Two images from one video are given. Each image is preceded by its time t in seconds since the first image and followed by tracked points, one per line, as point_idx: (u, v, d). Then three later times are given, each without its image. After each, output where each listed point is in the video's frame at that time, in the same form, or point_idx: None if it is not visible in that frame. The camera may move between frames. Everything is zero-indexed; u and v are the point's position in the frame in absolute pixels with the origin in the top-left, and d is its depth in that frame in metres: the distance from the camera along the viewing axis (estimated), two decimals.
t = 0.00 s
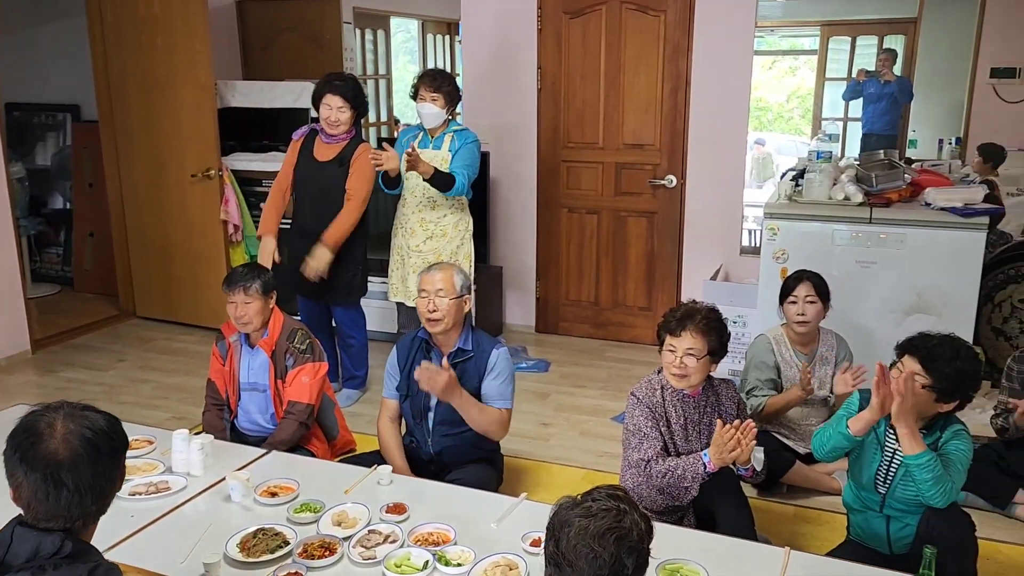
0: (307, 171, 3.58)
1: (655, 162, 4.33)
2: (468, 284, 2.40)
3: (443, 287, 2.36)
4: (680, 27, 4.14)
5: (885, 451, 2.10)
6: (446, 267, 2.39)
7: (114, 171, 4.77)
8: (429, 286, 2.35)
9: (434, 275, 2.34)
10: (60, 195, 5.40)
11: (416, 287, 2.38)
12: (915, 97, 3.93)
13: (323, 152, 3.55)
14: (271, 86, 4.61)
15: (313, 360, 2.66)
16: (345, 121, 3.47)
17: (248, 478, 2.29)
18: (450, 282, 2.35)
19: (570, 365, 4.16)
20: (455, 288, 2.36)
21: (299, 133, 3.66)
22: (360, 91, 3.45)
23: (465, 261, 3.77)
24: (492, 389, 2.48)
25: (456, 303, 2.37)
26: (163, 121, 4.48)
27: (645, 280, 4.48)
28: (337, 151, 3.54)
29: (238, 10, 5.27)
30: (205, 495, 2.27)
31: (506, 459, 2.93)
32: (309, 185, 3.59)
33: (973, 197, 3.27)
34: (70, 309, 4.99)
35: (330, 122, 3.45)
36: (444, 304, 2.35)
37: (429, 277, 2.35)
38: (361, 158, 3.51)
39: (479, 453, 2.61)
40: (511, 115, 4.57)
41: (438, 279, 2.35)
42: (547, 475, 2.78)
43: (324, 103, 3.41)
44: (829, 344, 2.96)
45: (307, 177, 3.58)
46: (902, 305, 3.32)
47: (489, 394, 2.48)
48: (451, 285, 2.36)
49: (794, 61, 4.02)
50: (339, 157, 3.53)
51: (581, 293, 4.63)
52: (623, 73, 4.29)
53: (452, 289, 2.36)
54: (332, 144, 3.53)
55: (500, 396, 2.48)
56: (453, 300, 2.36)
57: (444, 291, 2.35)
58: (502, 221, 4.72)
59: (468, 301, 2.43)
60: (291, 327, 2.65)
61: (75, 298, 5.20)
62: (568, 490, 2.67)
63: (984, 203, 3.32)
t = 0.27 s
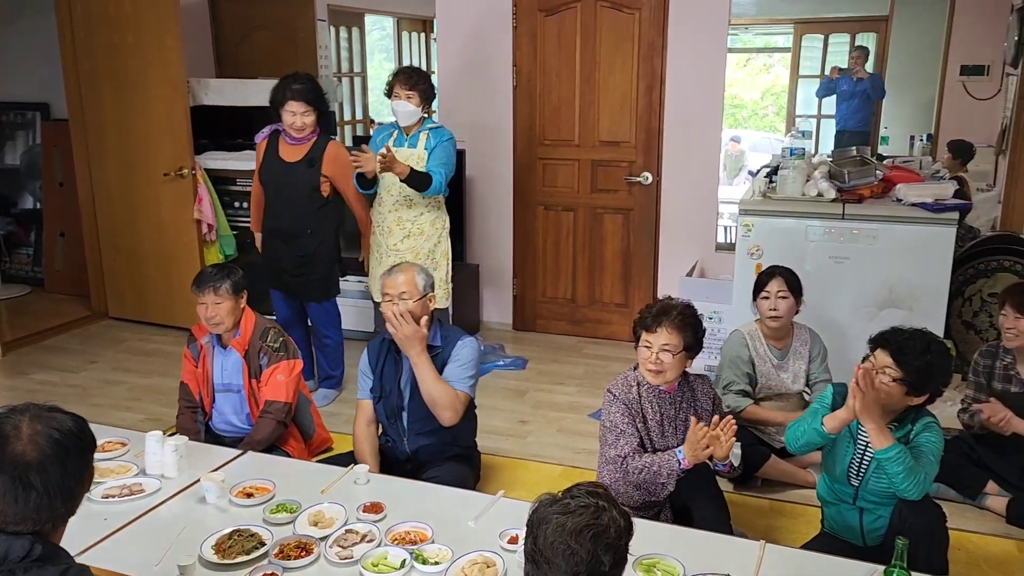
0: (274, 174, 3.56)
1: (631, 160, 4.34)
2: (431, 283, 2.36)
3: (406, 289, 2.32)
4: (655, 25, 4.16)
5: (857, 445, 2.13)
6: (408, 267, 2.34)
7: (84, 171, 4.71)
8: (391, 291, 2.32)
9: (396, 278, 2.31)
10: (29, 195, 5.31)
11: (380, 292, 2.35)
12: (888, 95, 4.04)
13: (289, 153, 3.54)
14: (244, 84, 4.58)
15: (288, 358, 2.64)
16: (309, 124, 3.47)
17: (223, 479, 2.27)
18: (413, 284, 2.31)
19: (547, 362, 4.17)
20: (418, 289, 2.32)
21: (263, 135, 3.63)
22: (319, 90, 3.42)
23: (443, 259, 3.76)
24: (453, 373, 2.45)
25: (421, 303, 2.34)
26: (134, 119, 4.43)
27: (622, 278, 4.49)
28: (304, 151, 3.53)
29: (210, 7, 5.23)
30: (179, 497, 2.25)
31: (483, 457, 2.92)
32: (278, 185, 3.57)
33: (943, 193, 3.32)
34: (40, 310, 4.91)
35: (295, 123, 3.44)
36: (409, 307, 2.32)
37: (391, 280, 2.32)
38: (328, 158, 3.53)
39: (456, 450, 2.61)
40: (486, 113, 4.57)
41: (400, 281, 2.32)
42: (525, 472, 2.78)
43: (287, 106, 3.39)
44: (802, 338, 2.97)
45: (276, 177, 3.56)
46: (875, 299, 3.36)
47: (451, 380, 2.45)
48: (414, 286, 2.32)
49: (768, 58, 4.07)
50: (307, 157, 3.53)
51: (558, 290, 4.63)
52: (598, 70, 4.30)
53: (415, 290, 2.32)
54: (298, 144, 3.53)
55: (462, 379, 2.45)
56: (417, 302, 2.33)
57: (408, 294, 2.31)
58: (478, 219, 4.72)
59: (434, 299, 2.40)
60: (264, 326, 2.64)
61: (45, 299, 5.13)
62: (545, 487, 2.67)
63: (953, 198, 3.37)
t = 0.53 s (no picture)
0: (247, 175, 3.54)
1: (610, 156, 4.35)
2: (403, 279, 2.36)
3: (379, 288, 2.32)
4: (634, 22, 4.17)
5: (834, 437, 2.14)
6: (379, 265, 2.34)
7: (61, 169, 4.66)
8: (365, 290, 2.31)
9: (368, 278, 2.30)
10: (5, 194, 5.25)
11: (354, 292, 2.34)
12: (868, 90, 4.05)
13: (262, 155, 3.51)
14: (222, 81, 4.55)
15: (266, 356, 2.63)
16: (277, 122, 3.43)
17: (201, 479, 2.26)
18: (386, 283, 2.31)
19: (528, 359, 4.17)
20: (391, 287, 2.32)
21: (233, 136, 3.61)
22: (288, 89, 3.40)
23: (423, 256, 3.73)
24: (426, 366, 2.45)
25: (395, 300, 2.34)
26: (111, 116, 4.39)
27: (602, 274, 4.50)
28: (276, 151, 3.51)
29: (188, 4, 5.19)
30: (157, 497, 2.24)
31: (464, 453, 2.93)
32: (254, 186, 3.55)
33: (919, 188, 3.37)
34: (16, 310, 4.86)
35: (263, 123, 3.40)
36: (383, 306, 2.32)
37: (364, 280, 2.31)
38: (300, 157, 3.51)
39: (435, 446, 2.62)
40: (466, 110, 4.56)
41: (373, 281, 2.31)
42: (505, 469, 2.79)
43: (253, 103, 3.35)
44: (780, 334, 2.99)
45: (250, 180, 3.54)
46: (852, 294, 3.39)
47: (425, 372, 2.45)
48: (387, 284, 2.32)
49: (749, 54, 4.08)
50: (280, 157, 3.50)
51: (539, 287, 4.64)
52: (578, 67, 4.31)
53: (388, 289, 2.32)
54: (268, 145, 3.50)
55: (435, 371, 2.45)
56: (390, 300, 2.33)
57: (382, 293, 2.31)
58: (458, 216, 4.71)
59: (408, 295, 2.40)
60: (241, 325, 2.62)
61: (22, 299, 5.08)
62: (525, 483, 2.68)
63: (930, 194, 3.41)
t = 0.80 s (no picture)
0: (234, 170, 3.53)
1: (598, 152, 4.36)
2: (386, 276, 2.37)
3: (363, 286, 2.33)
4: (621, 18, 4.18)
5: (816, 431, 2.15)
6: (362, 262, 2.36)
7: (48, 166, 4.64)
8: (348, 287, 2.32)
9: (351, 274, 2.32)
10: None
11: (337, 289, 2.35)
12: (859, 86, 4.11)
13: (248, 150, 3.50)
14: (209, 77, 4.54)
15: (251, 353, 2.62)
16: (257, 112, 3.42)
17: (186, 475, 2.26)
18: (369, 280, 2.33)
19: (517, 355, 4.18)
20: (374, 283, 2.33)
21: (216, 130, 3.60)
22: (274, 82, 3.41)
23: (411, 252, 3.75)
24: (414, 365, 2.46)
25: (379, 296, 2.35)
26: (98, 113, 4.38)
27: (591, 270, 4.51)
28: (263, 145, 3.51)
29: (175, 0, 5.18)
30: (143, 494, 2.24)
31: (450, 449, 2.94)
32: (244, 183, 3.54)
33: (904, 183, 3.35)
34: (4, 308, 4.85)
35: (247, 113, 3.40)
36: (366, 303, 2.33)
37: (347, 277, 2.33)
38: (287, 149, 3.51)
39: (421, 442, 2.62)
40: (454, 106, 4.57)
41: (356, 277, 2.33)
42: (491, 464, 2.80)
43: (236, 92, 3.36)
44: (767, 331, 3.01)
45: (239, 176, 3.53)
46: (838, 289, 3.40)
47: (413, 370, 2.46)
48: (370, 281, 2.34)
49: (741, 51, 4.11)
50: (268, 151, 3.50)
51: (527, 283, 4.65)
52: (566, 63, 4.31)
53: (372, 285, 2.33)
54: (253, 138, 3.49)
55: (423, 370, 2.46)
56: (374, 296, 2.33)
57: (365, 290, 2.32)
58: (447, 212, 4.71)
59: (392, 292, 2.41)
60: (226, 322, 2.62)
61: (9, 297, 5.06)
62: (511, 478, 2.69)
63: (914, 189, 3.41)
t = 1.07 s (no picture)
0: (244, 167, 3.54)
1: (601, 149, 4.36)
2: (384, 274, 2.39)
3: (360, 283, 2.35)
4: (624, 15, 4.17)
5: (813, 427, 2.15)
6: (360, 260, 2.37)
7: (55, 162, 4.68)
8: (345, 285, 2.34)
9: (348, 272, 2.33)
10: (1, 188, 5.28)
11: (334, 287, 2.37)
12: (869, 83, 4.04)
13: (256, 147, 3.52)
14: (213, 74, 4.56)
15: (252, 349, 2.65)
16: (261, 106, 3.42)
17: (187, 469, 2.28)
18: (366, 278, 2.34)
19: (519, 351, 4.19)
20: (371, 281, 2.35)
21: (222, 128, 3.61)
22: (279, 79, 3.43)
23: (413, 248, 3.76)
24: (425, 371, 2.50)
25: (375, 295, 2.36)
26: (104, 110, 4.41)
27: (594, 267, 4.52)
28: (271, 142, 3.54)
29: None
30: (143, 487, 2.26)
31: (450, 444, 2.95)
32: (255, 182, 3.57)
33: (905, 179, 3.35)
34: (12, 304, 4.90)
35: (254, 110, 3.42)
36: (363, 300, 2.34)
37: (344, 275, 2.34)
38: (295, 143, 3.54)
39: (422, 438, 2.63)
40: (457, 103, 4.57)
41: (353, 275, 2.34)
42: (490, 459, 2.81)
43: (241, 89, 3.37)
44: (769, 329, 3.00)
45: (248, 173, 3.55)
46: (839, 285, 3.40)
47: (423, 377, 2.51)
48: (367, 279, 2.35)
49: (749, 46, 4.07)
50: (277, 147, 3.53)
51: (531, 280, 4.65)
52: (569, 60, 4.31)
53: (368, 283, 2.34)
54: (260, 135, 3.52)
55: (436, 377, 2.50)
56: (370, 294, 2.35)
57: (362, 287, 2.33)
58: (451, 209, 4.72)
59: (389, 289, 2.42)
60: (228, 318, 2.64)
61: (18, 293, 5.11)
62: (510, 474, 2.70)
63: (915, 186, 3.40)
